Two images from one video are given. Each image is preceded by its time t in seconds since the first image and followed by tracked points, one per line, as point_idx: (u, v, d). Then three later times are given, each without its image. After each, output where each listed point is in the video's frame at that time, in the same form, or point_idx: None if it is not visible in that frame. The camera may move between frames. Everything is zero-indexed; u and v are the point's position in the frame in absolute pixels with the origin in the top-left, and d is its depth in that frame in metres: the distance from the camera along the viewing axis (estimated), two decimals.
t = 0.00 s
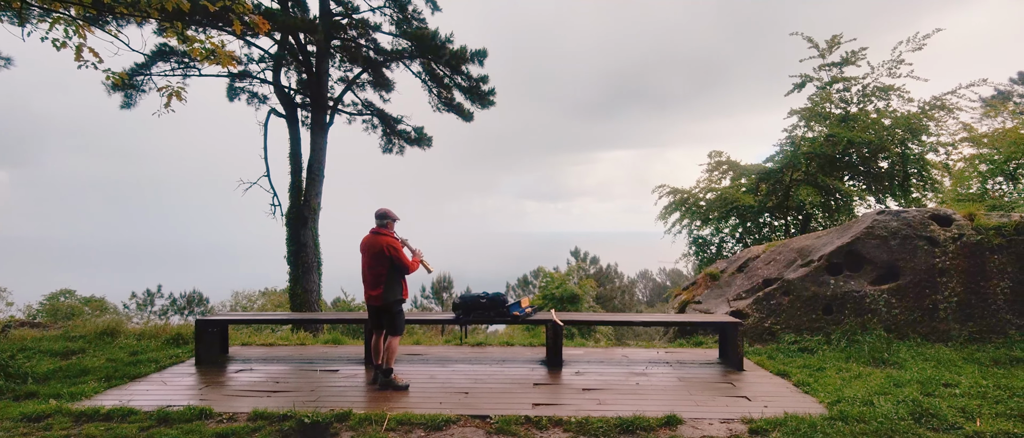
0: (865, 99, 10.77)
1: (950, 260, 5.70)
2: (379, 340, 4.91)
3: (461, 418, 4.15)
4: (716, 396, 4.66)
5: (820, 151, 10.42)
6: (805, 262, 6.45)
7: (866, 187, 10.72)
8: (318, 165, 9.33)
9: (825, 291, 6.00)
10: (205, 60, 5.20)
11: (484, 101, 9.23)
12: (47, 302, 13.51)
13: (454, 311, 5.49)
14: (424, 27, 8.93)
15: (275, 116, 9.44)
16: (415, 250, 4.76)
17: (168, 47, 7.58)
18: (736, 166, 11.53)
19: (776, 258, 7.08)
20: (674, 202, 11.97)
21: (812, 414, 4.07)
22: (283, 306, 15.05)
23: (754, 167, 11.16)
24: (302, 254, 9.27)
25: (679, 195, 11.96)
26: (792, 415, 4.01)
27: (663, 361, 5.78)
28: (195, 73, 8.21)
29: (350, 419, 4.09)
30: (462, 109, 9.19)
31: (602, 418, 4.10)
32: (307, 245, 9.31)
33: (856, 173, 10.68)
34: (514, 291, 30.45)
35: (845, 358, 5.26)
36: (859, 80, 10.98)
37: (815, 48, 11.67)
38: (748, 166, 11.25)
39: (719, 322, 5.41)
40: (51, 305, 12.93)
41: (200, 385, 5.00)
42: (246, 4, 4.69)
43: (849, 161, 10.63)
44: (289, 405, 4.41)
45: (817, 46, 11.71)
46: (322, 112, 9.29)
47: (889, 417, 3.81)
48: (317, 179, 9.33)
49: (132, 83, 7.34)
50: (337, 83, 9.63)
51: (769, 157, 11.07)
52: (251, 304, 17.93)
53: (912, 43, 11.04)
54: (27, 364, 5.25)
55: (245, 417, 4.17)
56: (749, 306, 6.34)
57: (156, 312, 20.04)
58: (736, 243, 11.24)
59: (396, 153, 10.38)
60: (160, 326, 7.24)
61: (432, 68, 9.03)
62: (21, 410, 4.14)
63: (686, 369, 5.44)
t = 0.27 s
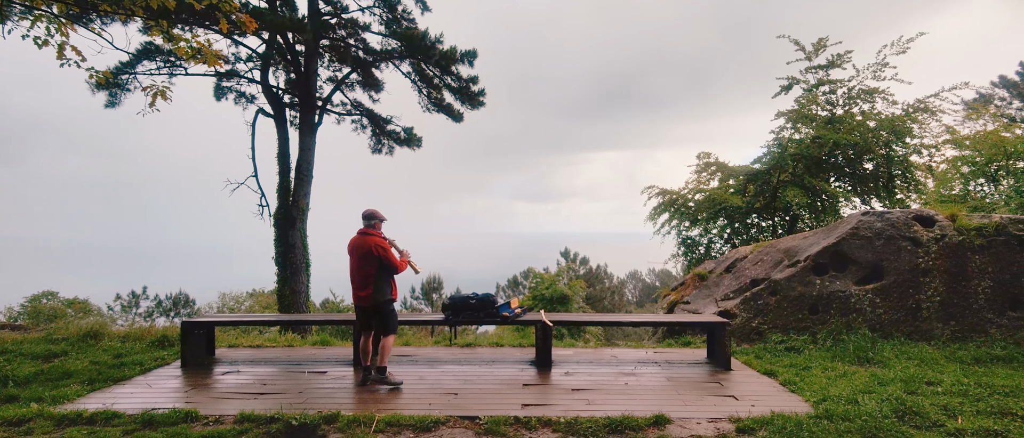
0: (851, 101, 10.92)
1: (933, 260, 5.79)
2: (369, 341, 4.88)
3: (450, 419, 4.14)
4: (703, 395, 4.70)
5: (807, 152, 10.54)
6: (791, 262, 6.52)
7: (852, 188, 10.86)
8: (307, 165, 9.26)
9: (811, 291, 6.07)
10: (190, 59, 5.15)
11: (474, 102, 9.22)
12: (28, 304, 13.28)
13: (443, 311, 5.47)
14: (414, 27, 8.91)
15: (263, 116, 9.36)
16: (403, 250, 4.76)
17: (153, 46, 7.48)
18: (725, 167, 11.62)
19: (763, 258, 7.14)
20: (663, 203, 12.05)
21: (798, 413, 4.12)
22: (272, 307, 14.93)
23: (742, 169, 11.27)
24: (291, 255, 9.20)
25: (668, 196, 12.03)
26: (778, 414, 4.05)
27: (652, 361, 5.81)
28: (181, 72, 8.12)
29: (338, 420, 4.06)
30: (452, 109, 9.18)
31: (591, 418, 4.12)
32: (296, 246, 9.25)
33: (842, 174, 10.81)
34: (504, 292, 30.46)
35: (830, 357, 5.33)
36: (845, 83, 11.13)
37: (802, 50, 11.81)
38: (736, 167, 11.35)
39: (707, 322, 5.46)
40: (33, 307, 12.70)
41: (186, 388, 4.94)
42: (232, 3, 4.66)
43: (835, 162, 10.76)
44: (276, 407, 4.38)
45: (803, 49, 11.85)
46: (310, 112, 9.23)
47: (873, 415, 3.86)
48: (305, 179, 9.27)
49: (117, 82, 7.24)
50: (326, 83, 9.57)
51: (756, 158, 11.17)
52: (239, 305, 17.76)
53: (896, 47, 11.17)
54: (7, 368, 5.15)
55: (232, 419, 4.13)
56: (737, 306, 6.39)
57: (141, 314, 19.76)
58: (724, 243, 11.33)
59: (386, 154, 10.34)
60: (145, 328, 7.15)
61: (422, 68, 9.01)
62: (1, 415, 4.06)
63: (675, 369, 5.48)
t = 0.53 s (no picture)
0: (837, 103, 11.05)
1: (917, 260, 5.88)
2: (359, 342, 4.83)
3: (440, 420, 4.13)
4: (692, 395, 4.73)
5: (794, 154, 10.65)
6: (779, 262, 6.59)
7: (838, 189, 11.00)
8: (295, 165, 9.20)
9: (798, 291, 6.13)
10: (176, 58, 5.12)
11: (465, 102, 9.22)
12: (9, 306, 13.04)
13: (433, 312, 5.46)
14: (404, 27, 8.88)
15: (251, 115, 9.28)
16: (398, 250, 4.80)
17: (139, 44, 7.39)
18: (713, 169, 11.71)
19: (751, 259, 7.21)
20: (653, 204, 12.12)
21: (785, 411, 4.16)
22: (260, 308, 14.80)
23: (730, 170, 11.37)
24: (279, 256, 9.13)
25: (657, 197, 12.10)
26: (766, 413, 4.09)
27: (641, 361, 5.84)
28: (167, 71, 8.03)
29: (327, 422, 4.03)
30: (442, 110, 9.17)
31: (580, 418, 4.13)
32: (284, 247, 9.17)
33: (828, 175, 10.93)
34: (494, 293, 30.45)
35: (816, 356, 5.39)
36: (832, 85, 11.26)
37: (790, 53, 11.93)
38: (725, 168, 11.45)
39: (696, 322, 5.49)
40: (15, 309, 12.48)
41: (172, 390, 4.88)
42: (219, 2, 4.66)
43: (822, 164, 10.89)
44: (264, 410, 4.34)
45: (791, 51, 11.98)
46: (299, 112, 9.17)
47: (858, 413, 3.91)
48: (294, 179, 9.20)
49: (101, 80, 7.14)
50: (315, 82, 9.51)
51: (745, 159, 11.28)
52: (226, 307, 17.59)
53: (881, 50, 11.37)
54: None
55: (218, 422, 4.09)
56: (725, 306, 6.45)
57: (126, 316, 19.49)
58: (713, 244, 11.41)
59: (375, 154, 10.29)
60: (130, 330, 7.05)
61: (412, 68, 8.98)
62: None
63: (664, 368, 5.51)
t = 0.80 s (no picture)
0: (824, 105, 11.18)
1: (902, 260, 5.96)
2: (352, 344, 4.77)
3: (430, 421, 4.12)
4: (681, 395, 4.75)
5: (782, 155, 10.75)
6: (767, 263, 6.66)
7: (825, 191, 11.12)
8: (284, 166, 9.13)
9: (786, 291, 6.20)
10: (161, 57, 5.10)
11: (455, 103, 9.21)
12: None
13: (423, 313, 5.44)
14: (394, 27, 8.86)
15: (239, 115, 9.21)
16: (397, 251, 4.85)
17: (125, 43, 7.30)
18: (703, 170, 11.79)
19: (740, 259, 7.28)
20: (643, 205, 12.18)
21: (773, 411, 4.20)
22: (249, 310, 14.67)
23: (719, 171, 11.45)
24: (268, 257, 9.06)
25: (647, 198, 12.16)
26: (753, 412, 4.12)
27: (631, 361, 5.86)
28: (154, 70, 7.94)
29: (315, 424, 4.01)
30: (432, 110, 9.15)
31: (570, 418, 4.14)
32: (273, 248, 9.10)
33: (816, 177, 11.05)
34: (485, 293, 30.42)
35: (804, 356, 5.45)
36: (819, 88, 11.39)
37: (778, 55, 12.05)
38: (714, 170, 11.54)
39: (685, 322, 5.53)
40: None
41: (158, 393, 4.82)
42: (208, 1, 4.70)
43: (809, 165, 11.00)
44: (252, 412, 4.30)
45: (779, 54, 12.09)
46: (289, 112, 9.11)
47: (844, 412, 3.95)
48: (283, 180, 9.14)
49: (86, 79, 7.05)
50: (304, 82, 9.45)
51: (733, 161, 11.38)
52: (214, 308, 17.42)
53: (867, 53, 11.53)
54: None
55: (205, 425, 4.04)
56: (714, 306, 6.50)
57: (111, 318, 19.20)
58: (702, 245, 11.49)
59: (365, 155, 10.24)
60: (115, 332, 6.96)
61: (402, 69, 8.95)
62: None
63: (653, 369, 5.54)
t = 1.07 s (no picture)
0: (812, 108, 11.30)
1: (888, 261, 6.04)
2: (342, 346, 4.73)
3: (420, 423, 4.10)
4: (671, 395, 4.78)
5: (771, 157, 10.85)
6: (756, 263, 6.71)
7: (813, 192, 11.23)
8: (273, 166, 9.07)
9: (774, 292, 6.26)
10: (147, 56, 5.09)
11: (446, 104, 9.20)
12: None
13: (414, 315, 5.42)
14: (385, 27, 8.83)
15: (228, 115, 9.13)
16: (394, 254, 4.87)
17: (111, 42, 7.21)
18: (693, 171, 11.86)
19: (729, 260, 7.33)
20: (633, 206, 12.24)
21: (761, 410, 4.23)
22: (237, 311, 14.54)
23: (709, 172, 11.53)
24: (256, 258, 8.98)
25: (638, 199, 12.23)
26: (742, 412, 4.15)
27: (621, 362, 5.88)
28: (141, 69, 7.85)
29: (305, 427, 3.98)
30: (423, 111, 9.13)
31: (561, 419, 4.14)
32: (262, 249, 9.02)
33: (804, 178, 11.15)
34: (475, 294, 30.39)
35: (792, 356, 5.51)
36: (807, 90, 11.51)
37: (766, 58, 12.16)
38: (703, 171, 11.62)
39: (675, 323, 5.56)
40: None
41: (144, 396, 4.76)
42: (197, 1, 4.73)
43: (797, 167, 11.11)
44: (240, 415, 4.26)
45: (767, 57, 12.21)
46: (278, 112, 9.05)
47: (831, 411, 4.00)
48: (272, 180, 9.07)
49: (71, 78, 6.95)
50: (293, 82, 9.39)
51: (723, 162, 11.48)
52: (201, 310, 17.23)
53: (854, 56, 11.67)
54: None
55: (192, 428, 4.00)
56: (703, 306, 6.54)
57: (96, 320, 18.94)
58: (692, 246, 11.56)
59: (356, 155, 10.19)
60: (101, 335, 6.87)
61: (393, 69, 8.92)
62: None
63: (643, 369, 5.57)
